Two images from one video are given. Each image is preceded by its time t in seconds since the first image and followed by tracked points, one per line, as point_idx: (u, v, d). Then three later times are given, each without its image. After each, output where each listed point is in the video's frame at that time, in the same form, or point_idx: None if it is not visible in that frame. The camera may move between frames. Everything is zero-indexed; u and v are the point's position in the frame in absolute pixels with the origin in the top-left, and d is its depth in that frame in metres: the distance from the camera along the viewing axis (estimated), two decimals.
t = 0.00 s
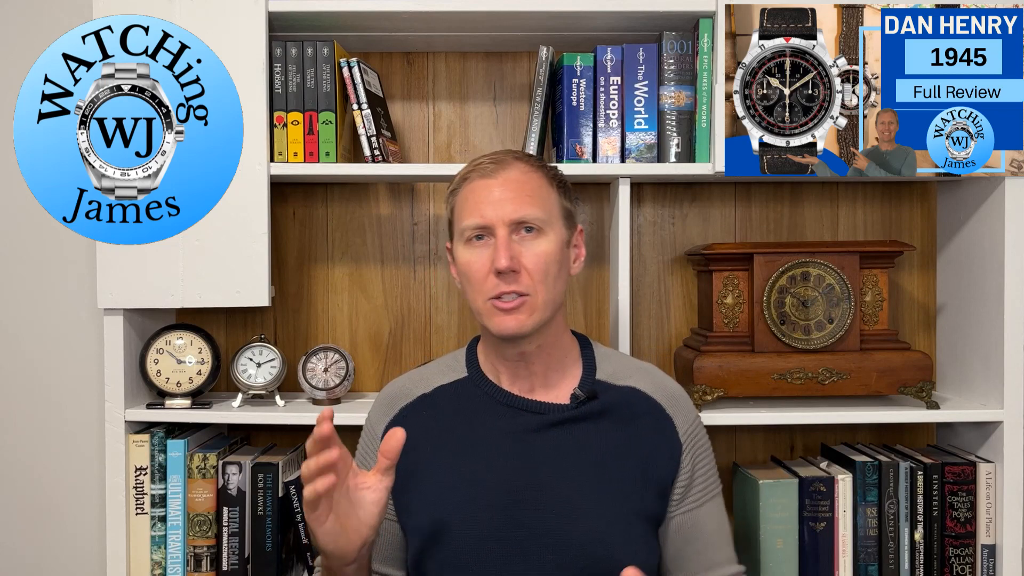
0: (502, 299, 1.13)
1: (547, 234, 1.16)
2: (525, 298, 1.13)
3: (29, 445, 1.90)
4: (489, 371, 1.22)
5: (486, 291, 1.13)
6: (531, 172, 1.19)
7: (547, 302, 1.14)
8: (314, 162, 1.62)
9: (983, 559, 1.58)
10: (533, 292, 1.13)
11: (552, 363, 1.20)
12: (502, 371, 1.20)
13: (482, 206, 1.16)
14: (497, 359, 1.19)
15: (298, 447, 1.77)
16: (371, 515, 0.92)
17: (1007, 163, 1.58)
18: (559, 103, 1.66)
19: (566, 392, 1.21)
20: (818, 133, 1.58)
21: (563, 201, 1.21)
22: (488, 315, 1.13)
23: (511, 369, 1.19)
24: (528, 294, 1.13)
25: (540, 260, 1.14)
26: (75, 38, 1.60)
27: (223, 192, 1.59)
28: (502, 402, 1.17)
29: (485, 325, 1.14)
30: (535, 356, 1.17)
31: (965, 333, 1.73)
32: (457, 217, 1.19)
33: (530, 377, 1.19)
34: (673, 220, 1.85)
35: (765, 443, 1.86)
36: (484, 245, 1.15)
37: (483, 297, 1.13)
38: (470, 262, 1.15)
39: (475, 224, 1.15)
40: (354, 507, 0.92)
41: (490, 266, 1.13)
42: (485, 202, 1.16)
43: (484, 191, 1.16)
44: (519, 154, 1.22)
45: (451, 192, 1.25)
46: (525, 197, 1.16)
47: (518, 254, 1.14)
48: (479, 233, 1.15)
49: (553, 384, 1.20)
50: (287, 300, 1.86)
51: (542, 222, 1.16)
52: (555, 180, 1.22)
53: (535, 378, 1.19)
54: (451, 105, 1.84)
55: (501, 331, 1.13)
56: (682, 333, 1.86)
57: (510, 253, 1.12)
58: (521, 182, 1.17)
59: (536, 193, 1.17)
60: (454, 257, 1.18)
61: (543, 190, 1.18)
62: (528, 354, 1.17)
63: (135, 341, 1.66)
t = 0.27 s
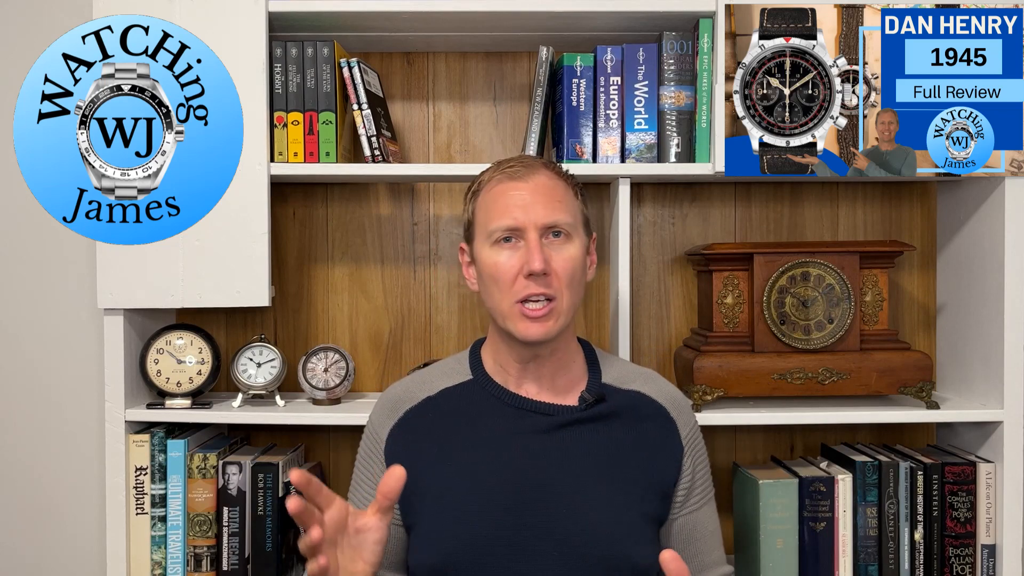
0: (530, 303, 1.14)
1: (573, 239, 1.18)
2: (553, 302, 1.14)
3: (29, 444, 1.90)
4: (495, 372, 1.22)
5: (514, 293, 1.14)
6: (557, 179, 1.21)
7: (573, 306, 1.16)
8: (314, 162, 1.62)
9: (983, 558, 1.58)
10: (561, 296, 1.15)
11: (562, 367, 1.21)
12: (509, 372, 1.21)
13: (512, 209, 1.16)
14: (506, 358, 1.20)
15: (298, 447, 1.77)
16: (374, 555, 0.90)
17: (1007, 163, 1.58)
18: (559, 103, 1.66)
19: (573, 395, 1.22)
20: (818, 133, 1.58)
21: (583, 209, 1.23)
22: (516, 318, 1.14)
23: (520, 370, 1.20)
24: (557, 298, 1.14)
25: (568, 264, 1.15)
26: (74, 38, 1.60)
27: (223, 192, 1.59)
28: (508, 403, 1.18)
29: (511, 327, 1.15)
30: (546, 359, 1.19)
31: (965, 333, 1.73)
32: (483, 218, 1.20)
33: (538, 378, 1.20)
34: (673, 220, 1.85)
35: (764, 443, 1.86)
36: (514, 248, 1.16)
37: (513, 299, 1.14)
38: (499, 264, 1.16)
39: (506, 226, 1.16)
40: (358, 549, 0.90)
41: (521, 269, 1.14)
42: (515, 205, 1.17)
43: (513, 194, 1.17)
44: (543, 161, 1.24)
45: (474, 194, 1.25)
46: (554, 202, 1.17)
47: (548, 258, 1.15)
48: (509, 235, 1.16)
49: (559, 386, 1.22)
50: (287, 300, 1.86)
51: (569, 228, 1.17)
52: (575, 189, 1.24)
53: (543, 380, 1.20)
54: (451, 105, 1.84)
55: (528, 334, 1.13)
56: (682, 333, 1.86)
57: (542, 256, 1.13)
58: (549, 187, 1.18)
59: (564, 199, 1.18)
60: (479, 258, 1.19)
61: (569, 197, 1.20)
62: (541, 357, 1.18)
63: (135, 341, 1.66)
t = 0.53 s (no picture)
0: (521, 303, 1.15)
1: (567, 241, 1.17)
2: (543, 304, 1.15)
3: (29, 444, 1.90)
4: (495, 372, 1.23)
5: (505, 293, 1.15)
6: (554, 180, 1.20)
7: (563, 308, 1.16)
8: (314, 162, 1.62)
9: (983, 558, 1.58)
10: (551, 297, 1.15)
11: (562, 368, 1.22)
12: (508, 372, 1.21)
13: (506, 210, 1.17)
14: (505, 360, 1.20)
15: (298, 447, 1.77)
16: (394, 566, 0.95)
17: (1007, 163, 1.58)
18: (559, 103, 1.66)
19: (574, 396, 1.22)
20: (818, 133, 1.58)
21: (581, 210, 1.23)
22: (507, 318, 1.14)
23: (520, 370, 1.20)
24: (547, 300, 1.15)
25: (561, 266, 1.15)
26: (74, 38, 1.60)
27: (223, 192, 1.59)
28: (510, 404, 1.18)
29: (502, 326, 1.16)
30: (545, 359, 1.19)
31: (965, 333, 1.73)
32: (480, 218, 1.20)
33: (539, 380, 1.21)
34: (673, 220, 1.85)
35: (765, 444, 1.86)
36: (508, 249, 1.16)
37: (503, 299, 1.15)
38: (492, 264, 1.17)
39: (499, 227, 1.17)
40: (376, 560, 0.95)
41: (512, 270, 1.14)
42: (509, 206, 1.17)
43: (508, 195, 1.18)
44: (542, 161, 1.24)
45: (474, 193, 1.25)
46: (548, 204, 1.17)
47: (540, 259, 1.15)
48: (502, 236, 1.17)
49: (560, 388, 1.22)
50: (287, 300, 1.86)
51: (564, 230, 1.17)
52: (575, 189, 1.24)
53: (544, 381, 1.21)
54: (451, 105, 1.84)
55: (518, 334, 1.14)
56: (682, 333, 1.86)
57: (532, 258, 1.13)
58: (545, 188, 1.18)
59: (560, 201, 1.18)
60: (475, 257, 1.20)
61: (565, 198, 1.20)
62: (539, 358, 1.19)
63: (135, 341, 1.66)
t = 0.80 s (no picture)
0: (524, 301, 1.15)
1: (568, 238, 1.18)
2: (547, 300, 1.14)
3: (29, 444, 1.90)
4: (495, 373, 1.23)
5: (508, 291, 1.14)
6: (553, 178, 1.21)
7: (567, 305, 1.16)
8: (314, 162, 1.62)
9: (983, 558, 1.58)
10: (555, 294, 1.15)
11: (562, 368, 1.22)
12: (508, 374, 1.21)
13: (507, 208, 1.17)
14: (505, 361, 1.20)
15: (298, 447, 1.77)
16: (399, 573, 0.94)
17: (1007, 163, 1.58)
18: (559, 103, 1.66)
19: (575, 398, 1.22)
20: (818, 133, 1.58)
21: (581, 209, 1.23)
22: (511, 315, 1.14)
23: (520, 371, 1.20)
24: (551, 297, 1.14)
25: (563, 263, 1.15)
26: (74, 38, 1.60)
27: (223, 192, 1.59)
28: (510, 406, 1.18)
29: (507, 325, 1.15)
30: (545, 359, 1.19)
31: (965, 333, 1.73)
32: (480, 218, 1.20)
33: (540, 381, 1.21)
34: (673, 220, 1.85)
35: (765, 444, 1.86)
36: (509, 247, 1.16)
37: (506, 297, 1.14)
38: (494, 263, 1.16)
39: (500, 225, 1.16)
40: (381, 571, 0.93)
41: (515, 267, 1.14)
42: (510, 204, 1.17)
43: (509, 193, 1.18)
44: (541, 161, 1.24)
45: (473, 194, 1.25)
46: (549, 201, 1.17)
47: (542, 257, 1.15)
48: (504, 234, 1.17)
49: (560, 390, 1.22)
50: (287, 300, 1.86)
51: (565, 227, 1.17)
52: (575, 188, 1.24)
53: (545, 382, 1.21)
54: (451, 105, 1.84)
55: (522, 331, 1.14)
56: (682, 333, 1.86)
57: (535, 255, 1.13)
58: (545, 187, 1.19)
59: (560, 198, 1.18)
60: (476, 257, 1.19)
61: (565, 196, 1.20)
62: (539, 358, 1.19)
63: (135, 341, 1.66)
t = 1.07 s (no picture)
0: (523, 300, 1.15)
1: (567, 237, 1.17)
2: (546, 300, 1.14)
3: (29, 444, 1.90)
4: (495, 374, 1.23)
5: (507, 291, 1.14)
6: (553, 177, 1.21)
7: (566, 304, 1.16)
8: (314, 162, 1.62)
9: (983, 558, 1.58)
10: (555, 293, 1.15)
11: (563, 370, 1.22)
12: (507, 376, 1.21)
13: (505, 208, 1.17)
14: (505, 362, 1.20)
15: (298, 447, 1.77)
16: None
17: (1007, 163, 1.58)
18: (559, 103, 1.66)
19: (574, 398, 1.22)
20: (818, 133, 1.58)
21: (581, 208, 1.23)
22: (509, 315, 1.14)
23: (520, 373, 1.20)
24: (550, 296, 1.14)
25: (562, 263, 1.15)
26: (74, 38, 1.60)
27: (223, 192, 1.59)
28: (510, 407, 1.18)
29: (505, 325, 1.16)
30: (546, 360, 1.19)
31: (965, 333, 1.73)
32: (479, 218, 1.20)
33: (540, 383, 1.21)
34: (673, 220, 1.85)
35: (764, 444, 1.86)
36: (509, 247, 1.16)
37: (505, 297, 1.15)
38: (493, 262, 1.16)
39: (499, 225, 1.17)
40: None
41: (513, 267, 1.14)
42: (509, 204, 1.17)
43: (507, 193, 1.18)
44: (540, 160, 1.24)
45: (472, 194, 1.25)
46: (548, 201, 1.17)
47: (541, 256, 1.15)
48: (503, 234, 1.17)
49: (560, 391, 1.22)
50: (287, 300, 1.86)
51: (564, 226, 1.17)
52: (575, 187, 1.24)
53: (545, 383, 1.21)
54: (451, 105, 1.84)
55: (520, 331, 1.14)
56: (682, 333, 1.86)
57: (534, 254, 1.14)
58: (544, 186, 1.19)
59: (559, 198, 1.18)
60: (474, 257, 1.20)
61: (564, 195, 1.20)
62: (540, 359, 1.19)
63: (135, 341, 1.66)
